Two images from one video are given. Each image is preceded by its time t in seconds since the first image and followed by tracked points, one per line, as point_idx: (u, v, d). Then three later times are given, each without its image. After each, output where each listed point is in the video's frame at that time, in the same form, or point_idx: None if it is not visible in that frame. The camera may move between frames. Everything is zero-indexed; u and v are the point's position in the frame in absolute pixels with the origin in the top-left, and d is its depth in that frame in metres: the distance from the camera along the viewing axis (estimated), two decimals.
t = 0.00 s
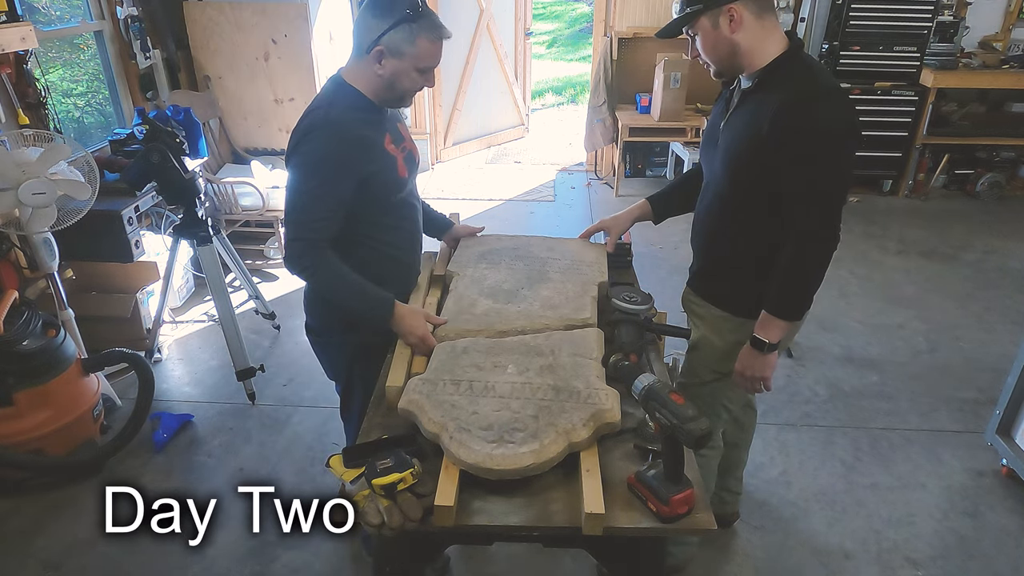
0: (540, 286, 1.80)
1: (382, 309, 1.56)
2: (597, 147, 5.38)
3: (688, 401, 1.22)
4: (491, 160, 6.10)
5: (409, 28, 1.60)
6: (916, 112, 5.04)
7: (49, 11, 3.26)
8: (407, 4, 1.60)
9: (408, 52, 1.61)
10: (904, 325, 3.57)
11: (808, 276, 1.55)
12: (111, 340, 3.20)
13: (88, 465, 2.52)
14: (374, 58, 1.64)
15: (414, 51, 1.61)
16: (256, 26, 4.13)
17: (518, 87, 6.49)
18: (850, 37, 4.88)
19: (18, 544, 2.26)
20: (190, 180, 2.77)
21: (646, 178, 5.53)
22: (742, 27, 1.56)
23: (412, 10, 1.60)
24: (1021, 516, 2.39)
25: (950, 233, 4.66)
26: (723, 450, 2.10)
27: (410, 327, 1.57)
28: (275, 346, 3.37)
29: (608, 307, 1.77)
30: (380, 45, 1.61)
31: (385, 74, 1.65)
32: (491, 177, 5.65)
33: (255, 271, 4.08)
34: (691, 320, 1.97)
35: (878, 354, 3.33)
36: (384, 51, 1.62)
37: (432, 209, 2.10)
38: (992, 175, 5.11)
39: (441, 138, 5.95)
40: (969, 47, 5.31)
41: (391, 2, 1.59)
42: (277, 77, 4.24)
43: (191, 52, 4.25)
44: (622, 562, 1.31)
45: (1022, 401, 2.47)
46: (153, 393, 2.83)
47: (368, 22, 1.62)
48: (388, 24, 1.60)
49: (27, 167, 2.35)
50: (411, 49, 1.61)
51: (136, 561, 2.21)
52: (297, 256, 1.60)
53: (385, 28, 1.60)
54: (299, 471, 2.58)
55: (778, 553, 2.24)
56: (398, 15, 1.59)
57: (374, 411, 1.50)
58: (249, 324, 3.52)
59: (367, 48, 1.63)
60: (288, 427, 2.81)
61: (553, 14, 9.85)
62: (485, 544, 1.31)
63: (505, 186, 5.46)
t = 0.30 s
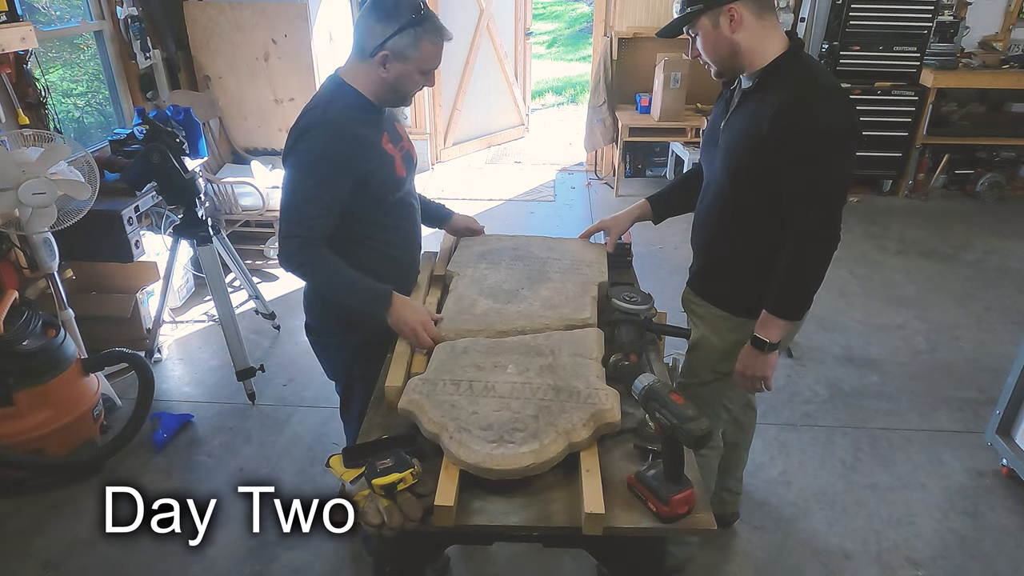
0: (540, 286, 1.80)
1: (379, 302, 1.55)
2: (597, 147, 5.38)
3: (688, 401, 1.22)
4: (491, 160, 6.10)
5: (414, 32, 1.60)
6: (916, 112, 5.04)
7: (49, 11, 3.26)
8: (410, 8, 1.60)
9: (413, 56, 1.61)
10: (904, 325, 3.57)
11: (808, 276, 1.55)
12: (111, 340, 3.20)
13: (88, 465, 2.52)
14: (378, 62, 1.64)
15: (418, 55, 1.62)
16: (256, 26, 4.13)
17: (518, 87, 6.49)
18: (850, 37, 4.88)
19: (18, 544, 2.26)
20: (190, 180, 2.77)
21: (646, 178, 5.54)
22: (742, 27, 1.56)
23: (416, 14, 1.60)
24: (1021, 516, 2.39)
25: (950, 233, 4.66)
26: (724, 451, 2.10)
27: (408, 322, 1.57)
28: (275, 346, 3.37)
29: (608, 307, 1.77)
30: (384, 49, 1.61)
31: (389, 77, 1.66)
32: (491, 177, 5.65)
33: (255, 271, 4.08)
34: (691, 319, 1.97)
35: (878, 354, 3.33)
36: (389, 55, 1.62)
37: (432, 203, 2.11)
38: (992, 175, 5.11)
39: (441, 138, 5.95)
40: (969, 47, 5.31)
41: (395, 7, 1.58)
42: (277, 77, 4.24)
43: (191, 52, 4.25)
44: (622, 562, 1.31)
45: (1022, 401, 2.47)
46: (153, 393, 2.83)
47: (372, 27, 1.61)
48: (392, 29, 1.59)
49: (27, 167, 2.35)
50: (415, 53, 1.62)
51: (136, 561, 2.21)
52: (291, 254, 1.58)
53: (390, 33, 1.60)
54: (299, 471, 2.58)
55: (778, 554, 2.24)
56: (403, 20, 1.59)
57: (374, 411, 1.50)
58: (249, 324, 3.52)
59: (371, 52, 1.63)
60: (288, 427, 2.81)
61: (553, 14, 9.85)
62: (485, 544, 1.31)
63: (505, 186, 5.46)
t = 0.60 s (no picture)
0: (540, 286, 1.80)
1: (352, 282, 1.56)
2: (597, 147, 5.38)
3: (688, 402, 1.22)
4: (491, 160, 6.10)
5: (414, 34, 1.61)
6: (916, 112, 5.04)
7: (49, 11, 3.26)
8: (410, 9, 1.61)
9: (414, 57, 1.63)
10: (904, 325, 3.57)
11: (808, 277, 1.56)
12: (111, 340, 3.20)
13: (88, 465, 2.52)
14: (378, 63, 1.65)
15: (418, 55, 1.63)
16: (256, 26, 4.14)
17: (518, 88, 6.50)
18: (851, 37, 4.88)
19: (18, 544, 2.26)
20: (190, 180, 2.77)
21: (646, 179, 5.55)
22: (742, 27, 1.56)
23: (416, 16, 1.62)
24: (1021, 516, 2.39)
25: (950, 233, 4.66)
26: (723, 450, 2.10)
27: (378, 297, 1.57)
28: (275, 346, 3.37)
29: (608, 307, 1.76)
30: (385, 50, 1.62)
31: (389, 77, 1.67)
32: (491, 177, 5.65)
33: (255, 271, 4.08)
34: (691, 319, 1.96)
35: (878, 354, 3.33)
36: (389, 56, 1.62)
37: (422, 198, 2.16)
38: (992, 175, 5.11)
39: (441, 138, 5.95)
40: (969, 47, 5.31)
41: (396, 8, 1.60)
42: (277, 77, 4.24)
43: (191, 52, 4.25)
44: (622, 562, 1.31)
45: (1022, 401, 2.47)
46: (153, 393, 2.83)
47: (372, 28, 1.62)
48: (393, 30, 1.60)
49: (27, 167, 2.35)
50: (415, 54, 1.63)
51: (136, 561, 2.21)
52: (269, 238, 1.56)
53: (390, 34, 1.61)
54: (299, 471, 2.58)
55: (778, 554, 2.24)
56: (404, 21, 1.60)
57: (374, 411, 1.50)
58: (249, 324, 3.52)
59: (371, 52, 1.64)
60: (288, 427, 2.81)
61: (553, 14, 9.85)
62: (485, 544, 1.31)
63: (505, 186, 5.46)
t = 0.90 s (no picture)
0: (540, 286, 1.80)
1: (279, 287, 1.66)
2: (597, 147, 5.38)
3: (688, 401, 1.22)
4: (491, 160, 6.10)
5: (409, 36, 1.64)
6: (916, 112, 5.04)
7: (49, 11, 3.26)
8: (407, 12, 1.64)
9: (410, 59, 1.66)
10: (903, 325, 3.57)
11: (807, 277, 1.56)
12: (111, 340, 3.20)
13: (88, 465, 2.52)
14: (374, 64, 1.67)
15: (413, 58, 1.66)
16: (256, 27, 4.15)
17: (518, 88, 6.50)
18: (850, 37, 4.88)
19: (18, 544, 2.27)
20: (190, 180, 2.77)
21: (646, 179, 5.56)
22: (742, 27, 1.57)
23: (412, 18, 1.64)
24: (1021, 515, 2.39)
25: (950, 233, 4.66)
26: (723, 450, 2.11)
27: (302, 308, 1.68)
28: (275, 346, 3.37)
29: (608, 307, 1.76)
30: (381, 51, 1.65)
31: (384, 78, 1.69)
32: (490, 177, 5.65)
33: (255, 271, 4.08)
34: (691, 319, 1.97)
35: (878, 353, 3.33)
36: (385, 57, 1.65)
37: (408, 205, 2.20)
38: (992, 175, 5.11)
39: (441, 138, 5.95)
40: (969, 48, 5.31)
41: (393, 11, 1.63)
42: (277, 77, 4.24)
43: (191, 52, 4.25)
44: (622, 562, 1.31)
45: (1022, 401, 2.47)
46: (153, 393, 2.83)
47: (370, 29, 1.65)
48: (390, 32, 1.63)
49: (27, 167, 2.35)
50: (411, 56, 1.66)
51: (136, 561, 2.21)
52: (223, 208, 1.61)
53: (386, 36, 1.64)
54: (299, 471, 2.58)
55: (778, 554, 2.24)
56: (400, 24, 1.63)
57: (374, 411, 1.50)
58: (249, 324, 3.53)
59: (368, 53, 1.66)
60: (288, 427, 2.81)
61: (553, 14, 9.85)
62: (485, 544, 1.31)
63: (505, 186, 5.46)
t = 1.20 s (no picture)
0: (540, 286, 1.80)
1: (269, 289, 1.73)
2: (597, 147, 5.38)
3: (688, 402, 1.22)
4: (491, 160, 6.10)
5: (387, 35, 1.63)
6: (916, 112, 5.04)
7: (49, 11, 3.26)
8: (384, 12, 1.64)
9: (387, 59, 1.65)
10: (903, 325, 3.57)
11: (806, 277, 1.56)
12: (111, 340, 3.20)
13: (88, 465, 2.52)
14: (352, 63, 1.67)
15: (391, 57, 1.66)
16: (256, 26, 4.16)
17: (518, 88, 6.50)
18: (850, 37, 4.88)
19: (18, 544, 2.27)
20: (189, 180, 2.76)
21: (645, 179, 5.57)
22: (742, 27, 1.57)
23: (389, 18, 1.64)
24: (1021, 515, 2.39)
25: (950, 233, 4.66)
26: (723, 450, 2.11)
27: (300, 299, 1.76)
28: (275, 346, 3.37)
29: (608, 307, 1.76)
30: (358, 50, 1.64)
31: (362, 77, 1.69)
32: (490, 177, 5.65)
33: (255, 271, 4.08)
34: (691, 320, 1.97)
35: (878, 353, 3.33)
36: (362, 56, 1.65)
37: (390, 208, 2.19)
38: (992, 175, 5.11)
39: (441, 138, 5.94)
40: (969, 48, 5.31)
41: (370, 11, 1.63)
42: (277, 77, 4.24)
43: (191, 52, 4.25)
44: (622, 562, 1.31)
45: (1022, 401, 2.47)
46: (153, 393, 2.83)
47: (347, 28, 1.65)
48: (367, 31, 1.63)
49: (27, 167, 2.35)
50: (389, 55, 1.65)
51: (137, 561, 2.21)
52: (208, 209, 1.63)
53: (363, 35, 1.63)
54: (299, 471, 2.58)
55: (778, 554, 2.24)
56: (377, 23, 1.63)
57: (374, 411, 1.50)
58: (249, 324, 3.53)
59: (345, 52, 1.66)
60: (287, 428, 2.80)
61: (553, 14, 9.85)
62: (484, 544, 1.31)
63: (505, 186, 5.46)
